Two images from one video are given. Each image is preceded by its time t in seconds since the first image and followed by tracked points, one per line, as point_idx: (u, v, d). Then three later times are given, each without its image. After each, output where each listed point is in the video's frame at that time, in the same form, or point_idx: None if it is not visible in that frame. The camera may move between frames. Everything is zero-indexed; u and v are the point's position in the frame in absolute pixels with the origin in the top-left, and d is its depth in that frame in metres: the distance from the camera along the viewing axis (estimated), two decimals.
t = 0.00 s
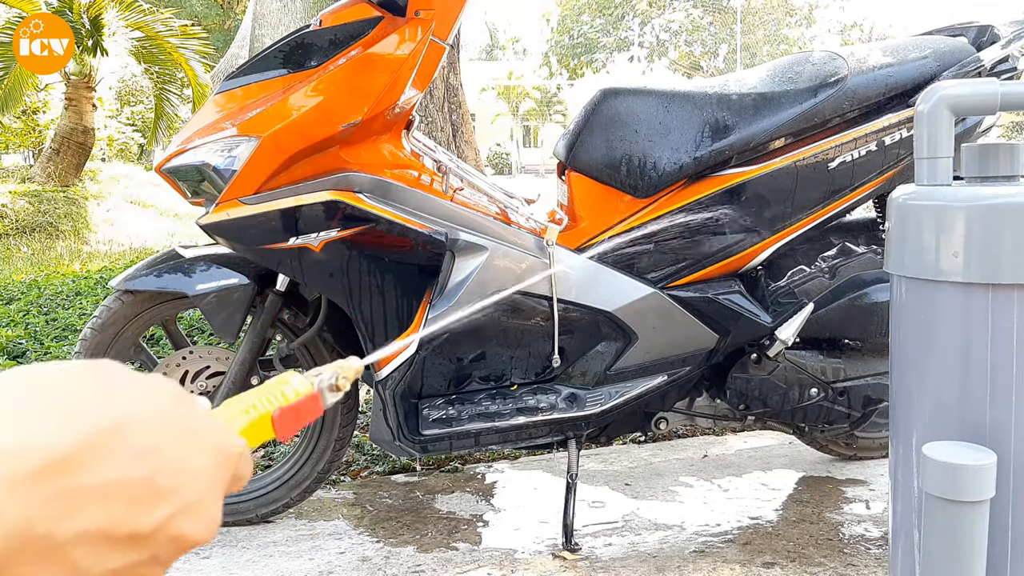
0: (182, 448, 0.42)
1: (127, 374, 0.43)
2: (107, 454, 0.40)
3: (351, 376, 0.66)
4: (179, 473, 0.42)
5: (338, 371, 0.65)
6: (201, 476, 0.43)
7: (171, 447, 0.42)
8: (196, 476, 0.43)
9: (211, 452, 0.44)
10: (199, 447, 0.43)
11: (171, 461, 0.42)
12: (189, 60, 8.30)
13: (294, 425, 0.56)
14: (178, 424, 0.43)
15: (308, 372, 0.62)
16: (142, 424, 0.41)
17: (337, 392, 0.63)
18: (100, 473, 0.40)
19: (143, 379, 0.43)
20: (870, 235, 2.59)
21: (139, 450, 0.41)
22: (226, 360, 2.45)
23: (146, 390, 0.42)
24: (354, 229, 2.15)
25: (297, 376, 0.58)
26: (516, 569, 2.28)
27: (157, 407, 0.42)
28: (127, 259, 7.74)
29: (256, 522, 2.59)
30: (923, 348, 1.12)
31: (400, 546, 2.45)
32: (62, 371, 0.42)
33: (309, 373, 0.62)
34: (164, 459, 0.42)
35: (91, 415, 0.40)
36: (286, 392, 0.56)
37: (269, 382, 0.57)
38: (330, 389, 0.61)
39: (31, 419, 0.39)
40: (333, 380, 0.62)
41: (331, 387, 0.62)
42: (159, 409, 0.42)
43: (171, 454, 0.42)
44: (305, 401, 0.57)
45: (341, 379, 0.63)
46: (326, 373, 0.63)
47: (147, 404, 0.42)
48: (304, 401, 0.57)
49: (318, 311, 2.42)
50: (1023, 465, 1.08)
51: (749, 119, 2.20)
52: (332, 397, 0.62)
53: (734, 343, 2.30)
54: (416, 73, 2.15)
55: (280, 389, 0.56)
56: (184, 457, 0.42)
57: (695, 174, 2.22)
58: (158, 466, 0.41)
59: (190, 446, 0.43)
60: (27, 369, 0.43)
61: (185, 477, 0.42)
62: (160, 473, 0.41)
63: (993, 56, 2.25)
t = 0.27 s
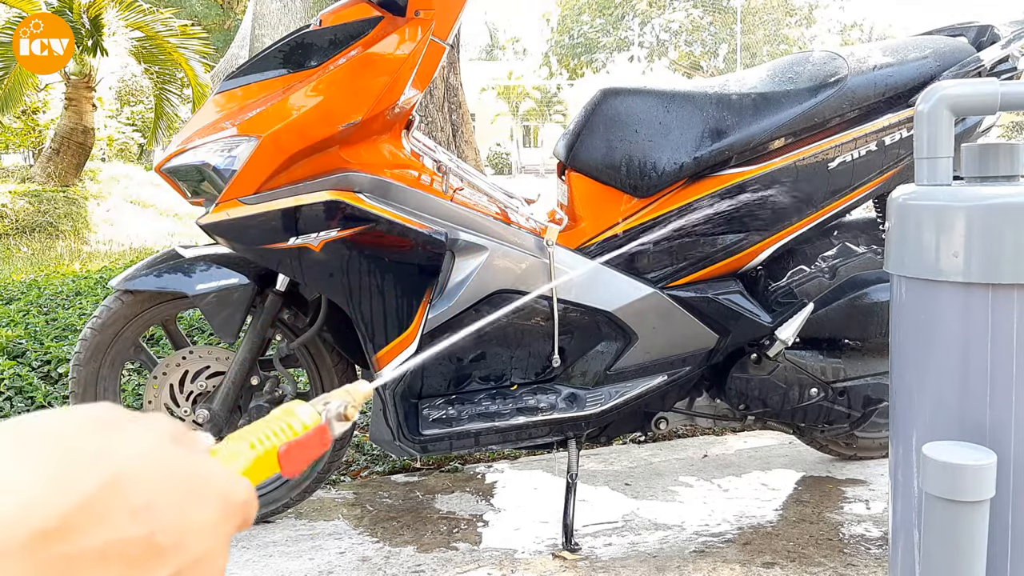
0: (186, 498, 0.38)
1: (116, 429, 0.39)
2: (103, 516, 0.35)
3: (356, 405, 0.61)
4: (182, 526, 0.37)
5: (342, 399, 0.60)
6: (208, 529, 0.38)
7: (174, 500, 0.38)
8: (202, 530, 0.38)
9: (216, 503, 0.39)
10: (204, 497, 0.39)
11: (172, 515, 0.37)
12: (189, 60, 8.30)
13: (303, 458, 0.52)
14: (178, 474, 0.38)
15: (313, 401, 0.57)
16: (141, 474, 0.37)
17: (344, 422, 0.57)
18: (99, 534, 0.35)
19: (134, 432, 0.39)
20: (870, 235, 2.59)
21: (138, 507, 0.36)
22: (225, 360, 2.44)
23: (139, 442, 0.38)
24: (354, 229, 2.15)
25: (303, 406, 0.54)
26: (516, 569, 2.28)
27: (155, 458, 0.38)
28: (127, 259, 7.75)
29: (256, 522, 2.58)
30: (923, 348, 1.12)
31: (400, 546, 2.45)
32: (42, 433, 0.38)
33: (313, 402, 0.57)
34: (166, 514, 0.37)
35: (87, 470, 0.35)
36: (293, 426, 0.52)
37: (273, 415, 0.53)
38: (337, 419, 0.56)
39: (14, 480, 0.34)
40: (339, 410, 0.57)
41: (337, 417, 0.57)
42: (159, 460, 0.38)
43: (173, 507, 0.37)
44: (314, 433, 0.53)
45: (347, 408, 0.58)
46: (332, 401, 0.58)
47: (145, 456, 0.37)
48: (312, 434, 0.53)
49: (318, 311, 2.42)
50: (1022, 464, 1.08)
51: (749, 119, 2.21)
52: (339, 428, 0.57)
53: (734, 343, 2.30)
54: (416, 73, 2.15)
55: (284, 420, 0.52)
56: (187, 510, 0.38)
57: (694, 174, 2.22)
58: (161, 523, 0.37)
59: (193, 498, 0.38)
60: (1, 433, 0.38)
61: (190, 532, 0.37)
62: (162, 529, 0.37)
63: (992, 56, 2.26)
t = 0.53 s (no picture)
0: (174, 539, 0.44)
1: (114, 466, 0.45)
2: (101, 551, 0.41)
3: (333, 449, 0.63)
4: (172, 562, 0.43)
5: (321, 444, 0.62)
6: (195, 564, 0.44)
7: (164, 535, 0.43)
8: (189, 565, 0.43)
9: (203, 541, 0.45)
10: (190, 536, 0.44)
11: (163, 553, 0.43)
12: (189, 60, 8.30)
13: (278, 503, 0.55)
14: (167, 514, 0.44)
15: (290, 445, 0.60)
16: (134, 514, 0.43)
17: (320, 466, 0.60)
18: (97, 567, 0.40)
19: (130, 470, 0.45)
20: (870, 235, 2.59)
21: (133, 544, 0.42)
22: (226, 360, 2.44)
23: (136, 484, 0.44)
24: (354, 229, 2.15)
25: (280, 452, 0.57)
26: (516, 569, 2.28)
27: (146, 497, 0.44)
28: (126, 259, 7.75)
29: (256, 522, 2.59)
30: (923, 348, 1.12)
31: (400, 546, 2.45)
32: (48, 463, 0.44)
33: (291, 446, 0.60)
34: (158, 551, 0.43)
35: (89, 509, 0.41)
36: (270, 469, 0.55)
37: (250, 459, 0.56)
38: (313, 463, 0.59)
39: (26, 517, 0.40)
40: (316, 453, 0.60)
41: (313, 462, 0.59)
42: (152, 499, 0.44)
43: (164, 546, 0.43)
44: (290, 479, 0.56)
45: (324, 452, 0.61)
46: (309, 445, 0.60)
47: (136, 496, 0.43)
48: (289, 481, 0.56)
49: (318, 311, 2.42)
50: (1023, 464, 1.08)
51: (748, 119, 2.21)
52: (315, 471, 0.60)
53: (734, 343, 2.30)
54: (416, 73, 2.15)
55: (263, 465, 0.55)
56: (176, 548, 0.43)
57: (694, 174, 2.22)
58: (151, 559, 0.42)
59: (181, 536, 0.44)
60: (12, 468, 0.43)
61: (178, 565, 0.43)
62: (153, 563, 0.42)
63: (993, 55, 2.25)
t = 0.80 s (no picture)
0: None
1: (106, 516, 0.41)
2: None
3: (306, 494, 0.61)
4: None
5: (293, 489, 0.60)
6: None
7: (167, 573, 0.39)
8: None
9: None
10: None
11: None
12: (189, 60, 8.30)
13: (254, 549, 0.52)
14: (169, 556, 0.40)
15: (260, 492, 0.57)
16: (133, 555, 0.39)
17: (291, 513, 0.57)
18: None
19: (124, 517, 0.41)
20: (870, 235, 2.59)
21: None
22: (226, 361, 2.44)
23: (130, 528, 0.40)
24: (354, 229, 2.15)
25: (251, 499, 0.55)
26: (516, 569, 2.28)
27: (145, 539, 0.40)
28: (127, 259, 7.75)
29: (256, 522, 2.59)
30: (923, 348, 1.12)
31: (400, 546, 2.45)
32: (41, 515, 0.40)
33: (261, 493, 0.57)
34: None
35: (86, 549, 0.38)
36: (242, 515, 0.53)
37: (219, 508, 0.54)
38: (285, 510, 0.56)
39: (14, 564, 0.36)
40: (288, 499, 0.57)
41: (284, 509, 0.57)
42: (150, 541, 0.40)
43: None
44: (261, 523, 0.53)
45: (296, 497, 0.58)
46: (280, 492, 0.58)
47: (134, 537, 0.40)
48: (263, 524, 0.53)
49: (318, 311, 2.42)
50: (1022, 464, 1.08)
51: (748, 119, 2.21)
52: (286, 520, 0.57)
53: (734, 343, 2.28)
54: (416, 73, 2.15)
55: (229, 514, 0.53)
56: None
57: (695, 174, 2.23)
58: None
59: None
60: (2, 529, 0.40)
61: None
62: None
63: (993, 56, 2.25)
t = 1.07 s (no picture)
0: None
1: (109, 520, 0.41)
2: None
3: (308, 481, 0.62)
4: None
5: (296, 476, 0.61)
6: None
7: None
8: None
9: None
10: None
11: None
12: (189, 60, 8.30)
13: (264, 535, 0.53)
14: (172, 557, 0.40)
15: (265, 479, 0.59)
16: (137, 556, 0.38)
17: (297, 498, 0.59)
18: None
19: (126, 520, 0.41)
20: (869, 235, 2.59)
21: None
22: (226, 361, 2.44)
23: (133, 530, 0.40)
24: (354, 229, 2.15)
25: (257, 487, 0.56)
26: (516, 569, 2.28)
27: (148, 541, 0.40)
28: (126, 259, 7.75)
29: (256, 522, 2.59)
30: (923, 348, 1.12)
31: (400, 546, 2.45)
32: (47, 518, 0.41)
33: (266, 481, 0.59)
34: None
35: (89, 553, 0.37)
36: (249, 503, 0.54)
37: (227, 494, 0.55)
38: (289, 496, 0.58)
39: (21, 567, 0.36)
40: (292, 486, 0.59)
41: (289, 494, 0.58)
42: (154, 543, 0.40)
43: None
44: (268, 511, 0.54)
45: (300, 484, 0.60)
46: (284, 478, 0.59)
47: (137, 540, 0.39)
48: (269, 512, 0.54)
49: (318, 311, 2.42)
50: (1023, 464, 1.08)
51: (748, 119, 2.21)
52: (291, 505, 0.59)
53: (734, 343, 2.29)
54: (416, 73, 2.15)
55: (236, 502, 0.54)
56: None
57: (695, 174, 2.22)
58: None
59: None
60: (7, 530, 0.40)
61: None
62: None
63: (993, 56, 2.25)
